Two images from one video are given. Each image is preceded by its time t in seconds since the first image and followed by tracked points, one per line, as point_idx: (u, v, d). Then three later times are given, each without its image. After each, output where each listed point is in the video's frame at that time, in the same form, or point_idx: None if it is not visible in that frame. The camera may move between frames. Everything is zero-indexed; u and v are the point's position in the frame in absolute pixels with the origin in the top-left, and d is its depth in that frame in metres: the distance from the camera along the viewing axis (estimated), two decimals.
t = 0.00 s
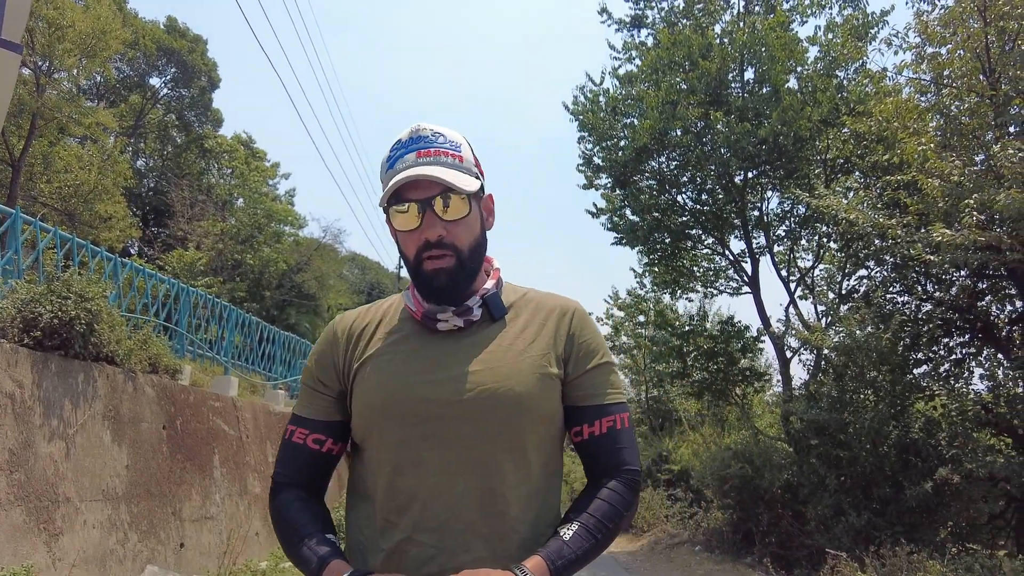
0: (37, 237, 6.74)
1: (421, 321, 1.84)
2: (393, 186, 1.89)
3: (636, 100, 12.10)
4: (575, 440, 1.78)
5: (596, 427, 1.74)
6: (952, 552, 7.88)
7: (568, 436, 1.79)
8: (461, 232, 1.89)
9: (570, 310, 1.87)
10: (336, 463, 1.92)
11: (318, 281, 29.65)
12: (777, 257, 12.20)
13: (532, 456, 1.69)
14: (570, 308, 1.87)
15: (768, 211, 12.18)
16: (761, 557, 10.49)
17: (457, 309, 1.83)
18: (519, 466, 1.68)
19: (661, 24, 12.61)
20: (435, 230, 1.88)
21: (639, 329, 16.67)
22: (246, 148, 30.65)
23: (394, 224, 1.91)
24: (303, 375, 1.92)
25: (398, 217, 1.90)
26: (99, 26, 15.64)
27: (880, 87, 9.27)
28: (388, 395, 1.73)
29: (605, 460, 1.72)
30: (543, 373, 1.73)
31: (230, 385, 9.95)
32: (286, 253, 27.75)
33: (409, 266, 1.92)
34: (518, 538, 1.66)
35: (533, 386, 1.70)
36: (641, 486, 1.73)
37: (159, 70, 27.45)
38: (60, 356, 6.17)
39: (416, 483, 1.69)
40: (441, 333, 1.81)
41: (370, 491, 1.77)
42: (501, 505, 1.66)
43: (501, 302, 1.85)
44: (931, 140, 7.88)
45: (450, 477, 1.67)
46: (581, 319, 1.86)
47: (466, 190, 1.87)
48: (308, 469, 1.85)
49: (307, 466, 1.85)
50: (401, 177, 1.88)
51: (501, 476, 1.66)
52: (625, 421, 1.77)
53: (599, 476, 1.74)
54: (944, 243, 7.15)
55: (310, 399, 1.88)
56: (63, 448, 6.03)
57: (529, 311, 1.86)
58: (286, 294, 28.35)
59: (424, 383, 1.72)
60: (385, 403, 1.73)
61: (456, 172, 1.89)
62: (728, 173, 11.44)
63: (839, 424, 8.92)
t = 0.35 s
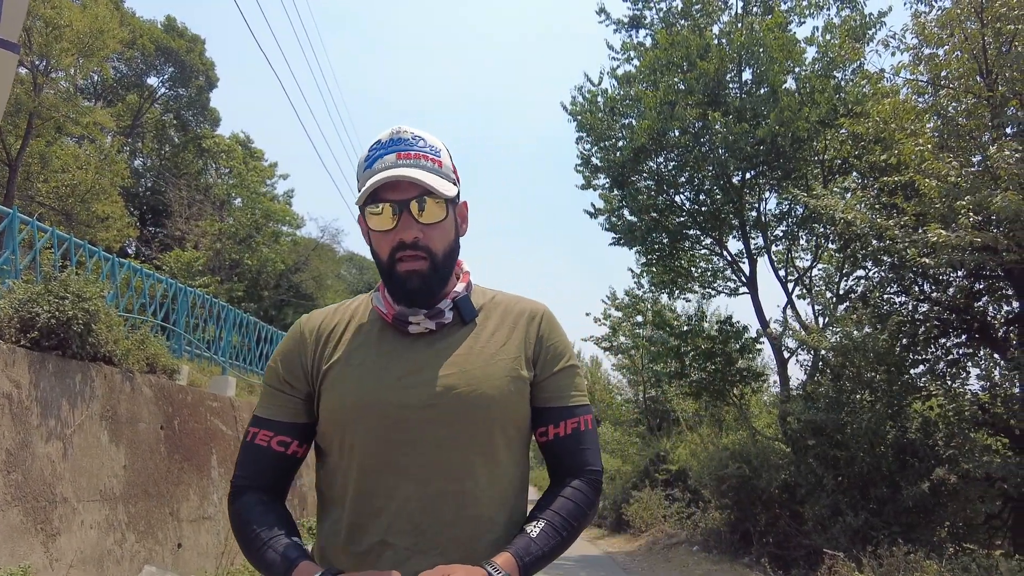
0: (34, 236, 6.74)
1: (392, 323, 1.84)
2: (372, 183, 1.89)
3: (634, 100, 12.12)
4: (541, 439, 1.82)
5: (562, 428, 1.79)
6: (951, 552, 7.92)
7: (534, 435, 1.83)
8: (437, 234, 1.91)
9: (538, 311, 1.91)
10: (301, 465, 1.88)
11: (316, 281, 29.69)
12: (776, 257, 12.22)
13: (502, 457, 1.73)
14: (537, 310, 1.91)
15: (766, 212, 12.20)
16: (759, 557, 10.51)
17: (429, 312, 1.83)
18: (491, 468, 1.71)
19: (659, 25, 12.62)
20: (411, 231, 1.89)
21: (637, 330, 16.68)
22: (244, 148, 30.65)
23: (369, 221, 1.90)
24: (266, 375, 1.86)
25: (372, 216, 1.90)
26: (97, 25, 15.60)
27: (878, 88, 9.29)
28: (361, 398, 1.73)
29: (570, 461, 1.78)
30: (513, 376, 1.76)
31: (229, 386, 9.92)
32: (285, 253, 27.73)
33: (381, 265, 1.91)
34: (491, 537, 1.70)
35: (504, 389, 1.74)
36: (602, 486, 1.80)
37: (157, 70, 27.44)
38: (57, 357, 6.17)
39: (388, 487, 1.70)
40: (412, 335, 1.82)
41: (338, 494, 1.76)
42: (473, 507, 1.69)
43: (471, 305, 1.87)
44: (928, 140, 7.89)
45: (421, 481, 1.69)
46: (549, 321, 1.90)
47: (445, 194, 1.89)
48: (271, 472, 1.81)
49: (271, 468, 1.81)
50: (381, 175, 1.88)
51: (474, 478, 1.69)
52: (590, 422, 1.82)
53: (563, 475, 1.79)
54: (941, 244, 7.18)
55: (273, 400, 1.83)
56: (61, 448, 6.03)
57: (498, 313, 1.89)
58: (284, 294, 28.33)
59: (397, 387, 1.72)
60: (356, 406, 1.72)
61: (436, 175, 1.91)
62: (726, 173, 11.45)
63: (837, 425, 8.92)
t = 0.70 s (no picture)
0: (34, 236, 6.77)
1: (385, 322, 1.84)
2: (376, 167, 1.93)
3: (633, 101, 12.14)
4: (532, 440, 1.85)
5: (553, 428, 1.83)
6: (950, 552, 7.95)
7: (525, 436, 1.86)
8: (433, 226, 1.93)
9: (527, 314, 1.94)
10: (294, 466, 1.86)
11: (315, 281, 29.72)
12: (775, 258, 12.23)
13: (496, 456, 1.76)
14: (527, 313, 1.94)
15: (765, 212, 12.22)
16: (757, 557, 10.52)
17: (423, 311, 1.84)
18: (485, 467, 1.73)
19: (658, 25, 12.64)
20: (408, 218, 1.91)
21: (635, 330, 16.68)
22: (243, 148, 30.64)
23: (368, 206, 1.93)
24: (257, 376, 1.83)
25: (374, 205, 1.92)
26: (96, 25, 15.59)
27: (877, 89, 9.31)
28: (355, 398, 1.72)
29: (562, 461, 1.82)
30: (506, 377, 1.79)
31: (228, 386, 9.92)
32: (283, 253, 27.73)
33: (375, 249, 1.94)
34: (484, 534, 1.72)
35: (498, 389, 1.76)
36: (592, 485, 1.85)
37: (156, 70, 27.44)
38: (56, 357, 6.17)
39: (381, 487, 1.70)
40: (406, 334, 1.83)
41: (330, 495, 1.76)
42: (468, 506, 1.71)
43: (463, 305, 1.89)
44: (927, 142, 7.90)
45: (415, 480, 1.69)
46: (538, 323, 1.93)
47: (445, 187, 1.92)
48: (265, 475, 1.79)
49: (265, 471, 1.79)
50: (385, 161, 1.92)
51: (469, 477, 1.71)
52: (580, 421, 1.85)
53: (554, 474, 1.83)
54: (939, 245, 7.19)
55: (265, 402, 1.81)
56: (60, 448, 6.03)
57: (489, 315, 1.91)
58: (283, 295, 28.32)
59: (391, 386, 1.72)
60: (349, 406, 1.72)
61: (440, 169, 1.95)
62: (725, 174, 11.45)
63: (836, 426, 8.93)
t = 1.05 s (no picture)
0: (34, 237, 6.76)
1: (387, 321, 1.86)
2: (388, 161, 1.98)
3: (633, 102, 12.15)
4: (522, 447, 1.89)
5: (543, 436, 1.87)
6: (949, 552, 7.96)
7: (515, 443, 1.90)
8: (438, 223, 1.96)
9: (525, 323, 2.01)
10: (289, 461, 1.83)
11: (314, 281, 29.73)
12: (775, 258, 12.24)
13: (492, 459, 1.78)
14: (524, 322, 2.00)
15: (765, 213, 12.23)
16: (757, 558, 10.53)
17: (425, 312, 1.87)
18: (480, 470, 1.76)
19: (658, 26, 12.65)
20: (413, 212, 1.95)
21: (635, 330, 16.69)
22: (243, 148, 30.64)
23: (377, 198, 1.98)
24: (256, 366, 1.81)
25: (383, 197, 1.97)
26: (95, 25, 15.58)
27: (878, 91, 9.32)
28: (356, 395, 1.71)
29: (550, 472, 1.86)
30: (505, 381, 1.83)
31: (229, 386, 9.93)
32: (283, 253, 27.74)
33: (379, 241, 1.97)
34: (473, 535, 1.74)
35: (497, 393, 1.79)
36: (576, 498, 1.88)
37: (156, 70, 27.42)
38: (57, 357, 6.18)
39: (378, 486, 1.69)
40: (407, 334, 1.85)
41: (322, 493, 1.74)
42: (462, 507, 1.73)
43: (464, 310, 1.94)
44: (927, 143, 7.91)
45: (412, 479, 1.70)
46: (535, 333, 2.00)
47: (453, 187, 1.96)
48: (262, 467, 1.75)
49: (262, 464, 1.76)
50: (398, 155, 1.97)
51: (464, 478, 1.73)
52: (568, 432, 1.91)
53: (542, 486, 1.87)
54: (939, 245, 7.20)
55: (263, 395, 1.78)
56: (61, 449, 6.04)
57: (488, 322, 1.96)
58: (282, 295, 28.31)
59: (392, 385, 1.73)
60: (349, 402, 1.71)
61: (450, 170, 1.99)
62: (724, 175, 11.46)
63: (835, 426, 8.94)
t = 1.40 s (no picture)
0: (35, 237, 6.77)
1: (382, 326, 1.88)
2: (391, 163, 2.00)
3: (633, 102, 12.16)
4: (512, 456, 1.91)
5: (532, 446, 1.88)
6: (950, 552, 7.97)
7: (506, 451, 1.91)
8: (438, 227, 1.98)
9: (521, 331, 2.03)
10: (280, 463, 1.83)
11: (314, 281, 29.70)
12: (774, 259, 12.25)
13: (483, 468, 1.79)
14: (520, 329, 2.03)
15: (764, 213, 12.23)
16: (757, 558, 10.53)
17: (420, 317, 1.89)
18: (470, 478, 1.76)
19: (658, 27, 12.66)
20: (413, 214, 1.97)
21: (634, 331, 16.69)
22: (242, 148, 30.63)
23: (378, 200, 2.00)
24: (252, 367, 1.82)
25: (384, 200, 1.99)
26: (95, 25, 15.58)
27: (879, 92, 9.33)
28: (349, 399, 1.72)
29: (543, 488, 1.87)
30: (499, 388, 1.84)
31: (229, 386, 9.94)
32: (282, 254, 27.73)
33: (378, 243, 1.99)
34: (461, 544, 1.74)
35: (489, 402, 1.80)
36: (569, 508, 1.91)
37: (156, 70, 27.41)
38: (58, 358, 6.19)
39: (367, 492, 1.69)
40: (401, 338, 1.87)
41: (311, 498, 1.74)
42: (451, 514, 1.74)
43: (460, 317, 1.96)
44: (926, 144, 7.93)
45: (402, 487, 1.70)
46: (530, 341, 2.03)
47: (453, 190, 1.98)
48: (251, 465, 1.76)
49: (253, 462, 1.76)
50: (400, 158, 2.00)
51: (454, 485, 1.74)
52: (559, 444, 1.92)
53: (536, 501, 1.87)
54: (939, 246, 7.21)
55: (256, 395, 1.78)
56: (61, 449, 6.04)
57: (483, 329, 1.98)
58: (282, 295, 28.30)
59: (385, 391, 1.74)
60: (343, 407, 1.72)
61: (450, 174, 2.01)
62: (723, 175, 11.49)
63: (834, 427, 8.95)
